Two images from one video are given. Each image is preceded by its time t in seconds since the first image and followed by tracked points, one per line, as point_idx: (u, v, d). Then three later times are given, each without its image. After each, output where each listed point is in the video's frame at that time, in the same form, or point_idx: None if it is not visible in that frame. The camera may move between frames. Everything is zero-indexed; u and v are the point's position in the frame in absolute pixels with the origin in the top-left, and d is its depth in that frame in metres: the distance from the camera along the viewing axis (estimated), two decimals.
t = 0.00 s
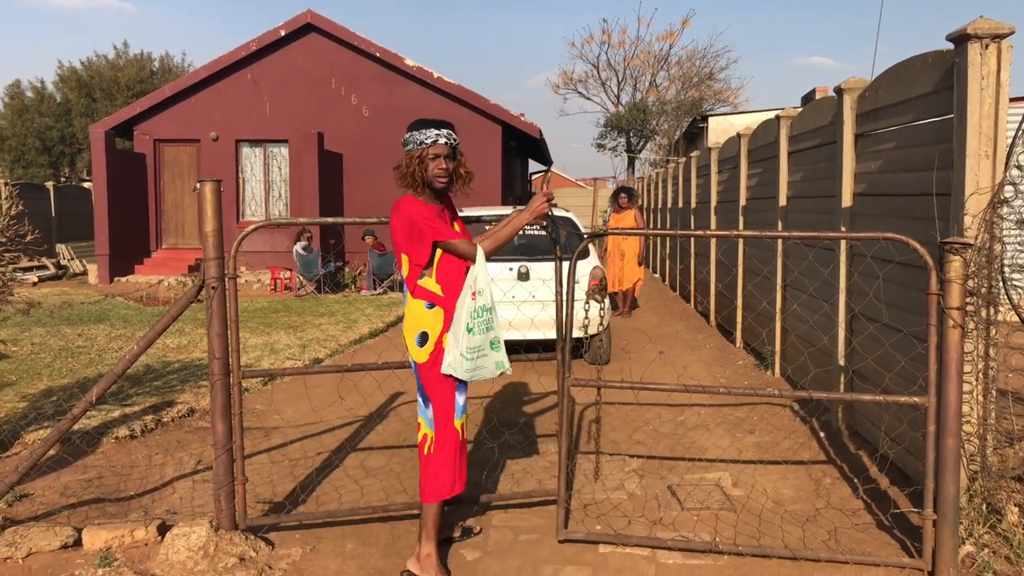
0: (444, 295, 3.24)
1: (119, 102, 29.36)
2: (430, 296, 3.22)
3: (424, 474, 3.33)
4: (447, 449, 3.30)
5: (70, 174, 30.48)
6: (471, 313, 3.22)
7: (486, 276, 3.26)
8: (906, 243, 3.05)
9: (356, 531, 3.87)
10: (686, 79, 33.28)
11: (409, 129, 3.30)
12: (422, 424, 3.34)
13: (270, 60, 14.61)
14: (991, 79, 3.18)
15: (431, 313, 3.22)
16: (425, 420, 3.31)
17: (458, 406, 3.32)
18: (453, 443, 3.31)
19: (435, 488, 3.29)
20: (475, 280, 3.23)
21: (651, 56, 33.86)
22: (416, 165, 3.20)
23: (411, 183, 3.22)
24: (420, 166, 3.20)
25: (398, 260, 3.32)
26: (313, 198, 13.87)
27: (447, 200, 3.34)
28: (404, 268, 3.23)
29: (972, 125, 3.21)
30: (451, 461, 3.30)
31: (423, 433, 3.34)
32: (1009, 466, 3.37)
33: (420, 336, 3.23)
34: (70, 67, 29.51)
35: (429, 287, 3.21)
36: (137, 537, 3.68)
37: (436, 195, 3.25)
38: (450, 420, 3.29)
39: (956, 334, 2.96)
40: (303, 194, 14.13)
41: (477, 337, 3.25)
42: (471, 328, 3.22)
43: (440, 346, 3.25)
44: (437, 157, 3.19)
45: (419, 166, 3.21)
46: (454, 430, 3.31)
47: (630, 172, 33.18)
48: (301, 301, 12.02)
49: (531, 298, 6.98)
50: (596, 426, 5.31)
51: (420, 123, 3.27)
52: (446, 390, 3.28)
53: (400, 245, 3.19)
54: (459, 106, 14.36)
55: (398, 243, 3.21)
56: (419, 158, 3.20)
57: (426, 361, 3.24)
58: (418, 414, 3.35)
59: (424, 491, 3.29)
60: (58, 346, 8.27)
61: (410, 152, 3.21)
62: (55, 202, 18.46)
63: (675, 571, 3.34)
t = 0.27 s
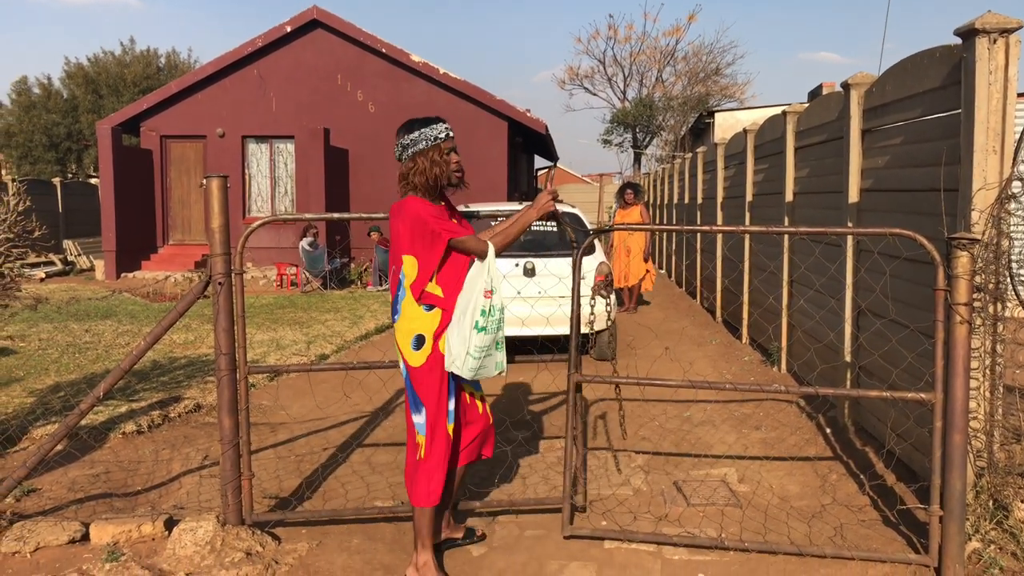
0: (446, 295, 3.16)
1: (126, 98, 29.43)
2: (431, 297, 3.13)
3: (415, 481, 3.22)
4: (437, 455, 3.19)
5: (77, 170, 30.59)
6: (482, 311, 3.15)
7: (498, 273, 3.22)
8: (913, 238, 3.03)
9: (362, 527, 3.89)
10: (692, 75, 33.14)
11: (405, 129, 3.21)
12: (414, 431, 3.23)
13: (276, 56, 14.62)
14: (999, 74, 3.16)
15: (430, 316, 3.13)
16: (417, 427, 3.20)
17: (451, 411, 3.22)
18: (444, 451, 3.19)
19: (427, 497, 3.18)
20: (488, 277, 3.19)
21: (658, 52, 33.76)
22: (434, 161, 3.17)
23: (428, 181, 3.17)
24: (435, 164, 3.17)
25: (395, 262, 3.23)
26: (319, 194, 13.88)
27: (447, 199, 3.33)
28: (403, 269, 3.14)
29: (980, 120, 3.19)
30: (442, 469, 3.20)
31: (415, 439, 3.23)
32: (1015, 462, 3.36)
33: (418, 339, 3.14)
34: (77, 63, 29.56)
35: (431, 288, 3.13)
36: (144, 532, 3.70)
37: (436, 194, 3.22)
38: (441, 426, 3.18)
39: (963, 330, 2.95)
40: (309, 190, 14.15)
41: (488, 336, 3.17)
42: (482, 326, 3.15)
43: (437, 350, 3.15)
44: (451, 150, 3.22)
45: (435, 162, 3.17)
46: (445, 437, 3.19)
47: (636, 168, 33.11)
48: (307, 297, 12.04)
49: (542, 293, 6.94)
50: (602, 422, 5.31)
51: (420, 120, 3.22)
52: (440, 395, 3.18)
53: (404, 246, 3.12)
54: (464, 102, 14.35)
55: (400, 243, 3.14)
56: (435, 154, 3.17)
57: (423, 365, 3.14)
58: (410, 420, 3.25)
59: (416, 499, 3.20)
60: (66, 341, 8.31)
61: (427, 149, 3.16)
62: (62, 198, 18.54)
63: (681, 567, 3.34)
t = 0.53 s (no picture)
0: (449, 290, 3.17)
1: (126, 96, 29.42)
2: (433, 293, 3.12)
3: (417, 480, 3.21)
4: (440, 452, 3.20)
5: (77, 168, 30.58)
6: (493, 301, 3.16)
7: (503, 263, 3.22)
8: (913, 238, 3.05)
9: (365, 525, 3.91)
10: (693, 73, 33.05)
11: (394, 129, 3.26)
12: (414, 429, 3.22)
13: (276, 54, 14.62)
14: (1000, 74, 3.17)
15: (434, 314, 3.12)
16: (421, 427, 3.18)
17: (455, 408, 3.25)
18: (449, 447, 3.22)
19: (434, 495, 3.19)
20: (495, 267, 3.18)
21: (658, 50, 33.74)
22: (412, 159, 3.15)
23: (409, 179, 3.17)
24: (412, 161, 3.15)
25: (394, 259, 3.18)
26: (319, 192, 13.89)
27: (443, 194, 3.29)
28: (405, 267, 3.11)
29: (980, 119, 3.20)
30: (445, 466, 3.21)
31: (416, 438, 3.22)
32: (1015, 460, 3.38)
33: (422, 338, 3.12)
34: (77, 61, 29.53)
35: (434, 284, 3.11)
36: (147, 529, 3.72)
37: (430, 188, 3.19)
38: (445, 423, 3.21)
39: (963, 329, 2.96)
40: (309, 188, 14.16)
41: (502, 325, 3.18)
42: (494, 315, 3.15)
43: (440, 347, 3.16)
44: (431, 147, 3.15)
45: (414, 160, 3.16)
46: (449, 433, 3.22)
47: (636, 166, 33.10)
48: (308, 295, 12.06)
49: (551, 292, 7.04)
50: (603, 420, 5.33)
51: (407, 118, 3.23)
52: (446, 393, 3.20)
53: (409, 242, 3.08)
54: (465, 100, 14.35)
55: (404, 240, 3.09)
56: (413, 152, 3.15)
57: (427, 364, 3.13)
58: (410, 419, 3.23)
59: (422, 497, 3.19)
60: (68, 339, 8.33)
61: (403, 147, 3.16)
62: (62, 196, 18.55)
63: (682, 564, 3.36)
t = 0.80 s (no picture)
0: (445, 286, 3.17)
1: (123, 93, 29.38)
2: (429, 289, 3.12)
3: (414, 477, 3.19)
4: (438, 449, 3.20)
5: (74, 165, 30.52)
6: (496, 300, 3.31)
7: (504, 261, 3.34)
8: (913, 234, 3.07)
9: (367, 520, 3.93)
10: (690, 70, 33.14)
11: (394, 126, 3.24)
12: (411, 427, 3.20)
13: (274, 51, 14.61)
14: (998, 71, 3.20)
15: (430, 310, 3.12)
16: (417, 422, 3.17)
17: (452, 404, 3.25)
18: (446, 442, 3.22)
19: (430, 490, 3.18)
20: (496, 266, 3.30)
21: (655, 47, 33.77)
22: (408, 158, 3.13)
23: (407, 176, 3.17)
24: (409, 161, 3.14)
25: (391, 257, 3.17)
26: (317, 190, 13.90)
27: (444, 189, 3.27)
28: (402, 263, 3.10)
29: (979, 116, 3.22)
30: (442, 463, 3.21)
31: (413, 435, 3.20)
32: (1013, 454, 3.40)
33: (418, 334, 3.12)
34: (74, 58, 29.47)
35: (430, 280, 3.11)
36: (151, 525, 3.73)
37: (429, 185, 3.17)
38: (441, 419, 3.20)
39: (962, 324, 2.99)
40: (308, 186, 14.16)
41: (507, 322, 3.35)
42: (499, 314, 3.32)
43: (436, 343, 3.16)
44: (428, 146, 3.12)
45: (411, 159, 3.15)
46: (445, 430, 3.22)
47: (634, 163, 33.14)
48: (307, 292, 12.08)
49: (553, 288, 7.08)
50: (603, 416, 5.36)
51: (405, 115, 3.21)
52: (441, 388, 3.19)
53: (406, 239, 3.08)
54: (463, 97, 14.37)
55: (401, 237, 3.09)
56: (409, 151, 3.14)
57: (423, 360, 3.13)
58: (406, 417, 3.21)
59: (421, 494, 3.18)
60: (67, 336, 8.34)
61: (399, 146, 3.16)
62: (60, 194, 18.53)
63: (683, 557, 3.39)
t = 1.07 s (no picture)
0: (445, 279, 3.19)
1: (115, 92, 29.30)
2: (429, 284, 3.13)
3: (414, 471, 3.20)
4: (436, 442, 3.22)
5: (65, 164, 30.39)
6: (493, 272, 3.22)
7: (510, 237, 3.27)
8: (903, 230, 3.11)
9: (364, 516, 3.96)
10: (682, 67, 33.22)
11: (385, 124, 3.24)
12: (408, 421, 3.21)
13: (267, 49, 14.59)
14: (986, 70, 3.25)
15: (429, 304, 3.14)
16: (416, 416, 3.18)
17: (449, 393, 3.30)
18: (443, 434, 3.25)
19: (431, 483, 3.21)
20: (499, 239, 3.23)
21: (647, 44, 33.81)
22: (403, 158, 3.14)
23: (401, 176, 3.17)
24: (403, 160, 3.14)
25: (387, 253, 3.15)
26: (311, 188, 13.90)
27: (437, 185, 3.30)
28: (403, 258, 3.09)
29: (968, 113, 3.27)
30: (440, 456, 3.23)
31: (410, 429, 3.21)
32: (1001, 447, 3.45)
33: (416, 329, 3.13)
34: (65, 56, 29.36)
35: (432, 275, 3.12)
36: (149, 522, 3.76)
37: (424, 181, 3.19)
38: (439, 411, 3.23)
39: (952, 319, 3.04)
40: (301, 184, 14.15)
41: (499, 297, 3.24)
42: (493, 287, 3.22)
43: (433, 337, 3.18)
44: (422, 145, 3.15)
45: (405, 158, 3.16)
46: (443, 421, 3.25)
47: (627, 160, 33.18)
48: (302, 290, 12.09)
49: (549, 284, 7.02)
50: (597, 412, 5.39)
51: (396, 114, 3.21)
52: (438, 381, 3.21)
53: (409, 233, 3.07)
54: (457, 94, 14.38)
55: (403, 232, 3.08)
56: (403, 150, 3.14)
57: (422, 354, 3.14)
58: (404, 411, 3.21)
59: (421, 486, 3.20)
60: (62, 335, 8.34)
61: (393, 145, 3.16)
62: (52, 193, 18.48)
63: (677, 551, 3.43)
